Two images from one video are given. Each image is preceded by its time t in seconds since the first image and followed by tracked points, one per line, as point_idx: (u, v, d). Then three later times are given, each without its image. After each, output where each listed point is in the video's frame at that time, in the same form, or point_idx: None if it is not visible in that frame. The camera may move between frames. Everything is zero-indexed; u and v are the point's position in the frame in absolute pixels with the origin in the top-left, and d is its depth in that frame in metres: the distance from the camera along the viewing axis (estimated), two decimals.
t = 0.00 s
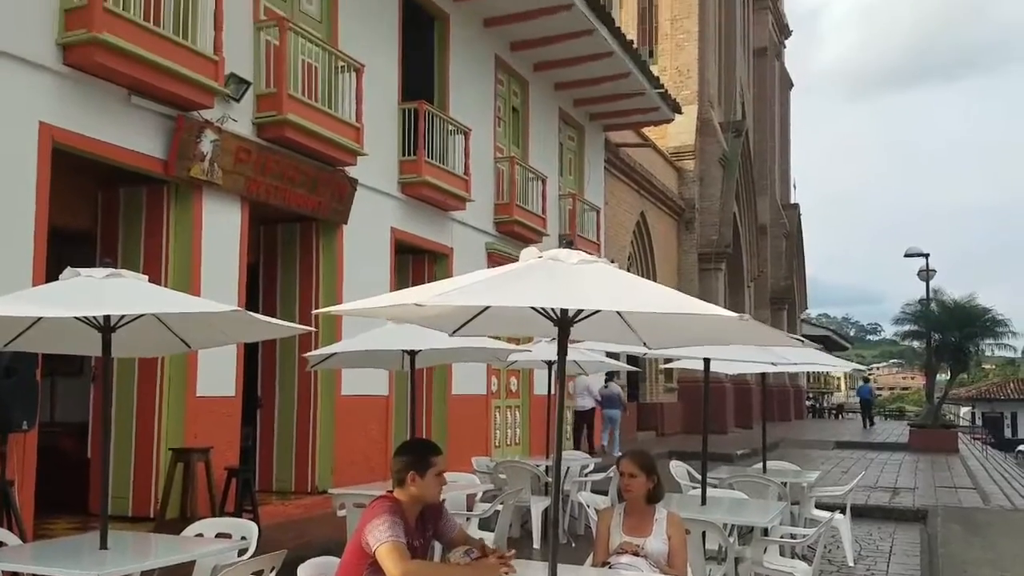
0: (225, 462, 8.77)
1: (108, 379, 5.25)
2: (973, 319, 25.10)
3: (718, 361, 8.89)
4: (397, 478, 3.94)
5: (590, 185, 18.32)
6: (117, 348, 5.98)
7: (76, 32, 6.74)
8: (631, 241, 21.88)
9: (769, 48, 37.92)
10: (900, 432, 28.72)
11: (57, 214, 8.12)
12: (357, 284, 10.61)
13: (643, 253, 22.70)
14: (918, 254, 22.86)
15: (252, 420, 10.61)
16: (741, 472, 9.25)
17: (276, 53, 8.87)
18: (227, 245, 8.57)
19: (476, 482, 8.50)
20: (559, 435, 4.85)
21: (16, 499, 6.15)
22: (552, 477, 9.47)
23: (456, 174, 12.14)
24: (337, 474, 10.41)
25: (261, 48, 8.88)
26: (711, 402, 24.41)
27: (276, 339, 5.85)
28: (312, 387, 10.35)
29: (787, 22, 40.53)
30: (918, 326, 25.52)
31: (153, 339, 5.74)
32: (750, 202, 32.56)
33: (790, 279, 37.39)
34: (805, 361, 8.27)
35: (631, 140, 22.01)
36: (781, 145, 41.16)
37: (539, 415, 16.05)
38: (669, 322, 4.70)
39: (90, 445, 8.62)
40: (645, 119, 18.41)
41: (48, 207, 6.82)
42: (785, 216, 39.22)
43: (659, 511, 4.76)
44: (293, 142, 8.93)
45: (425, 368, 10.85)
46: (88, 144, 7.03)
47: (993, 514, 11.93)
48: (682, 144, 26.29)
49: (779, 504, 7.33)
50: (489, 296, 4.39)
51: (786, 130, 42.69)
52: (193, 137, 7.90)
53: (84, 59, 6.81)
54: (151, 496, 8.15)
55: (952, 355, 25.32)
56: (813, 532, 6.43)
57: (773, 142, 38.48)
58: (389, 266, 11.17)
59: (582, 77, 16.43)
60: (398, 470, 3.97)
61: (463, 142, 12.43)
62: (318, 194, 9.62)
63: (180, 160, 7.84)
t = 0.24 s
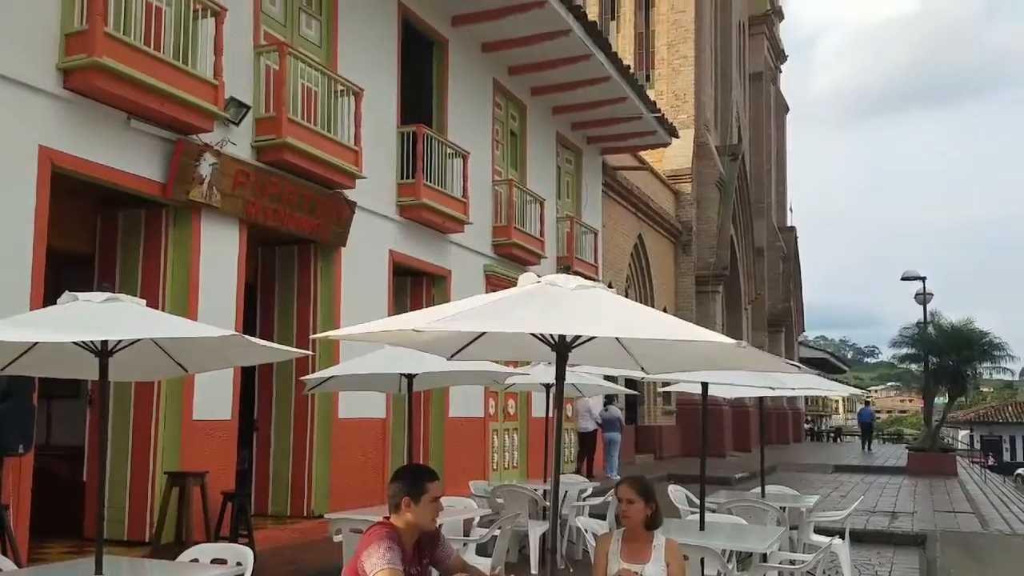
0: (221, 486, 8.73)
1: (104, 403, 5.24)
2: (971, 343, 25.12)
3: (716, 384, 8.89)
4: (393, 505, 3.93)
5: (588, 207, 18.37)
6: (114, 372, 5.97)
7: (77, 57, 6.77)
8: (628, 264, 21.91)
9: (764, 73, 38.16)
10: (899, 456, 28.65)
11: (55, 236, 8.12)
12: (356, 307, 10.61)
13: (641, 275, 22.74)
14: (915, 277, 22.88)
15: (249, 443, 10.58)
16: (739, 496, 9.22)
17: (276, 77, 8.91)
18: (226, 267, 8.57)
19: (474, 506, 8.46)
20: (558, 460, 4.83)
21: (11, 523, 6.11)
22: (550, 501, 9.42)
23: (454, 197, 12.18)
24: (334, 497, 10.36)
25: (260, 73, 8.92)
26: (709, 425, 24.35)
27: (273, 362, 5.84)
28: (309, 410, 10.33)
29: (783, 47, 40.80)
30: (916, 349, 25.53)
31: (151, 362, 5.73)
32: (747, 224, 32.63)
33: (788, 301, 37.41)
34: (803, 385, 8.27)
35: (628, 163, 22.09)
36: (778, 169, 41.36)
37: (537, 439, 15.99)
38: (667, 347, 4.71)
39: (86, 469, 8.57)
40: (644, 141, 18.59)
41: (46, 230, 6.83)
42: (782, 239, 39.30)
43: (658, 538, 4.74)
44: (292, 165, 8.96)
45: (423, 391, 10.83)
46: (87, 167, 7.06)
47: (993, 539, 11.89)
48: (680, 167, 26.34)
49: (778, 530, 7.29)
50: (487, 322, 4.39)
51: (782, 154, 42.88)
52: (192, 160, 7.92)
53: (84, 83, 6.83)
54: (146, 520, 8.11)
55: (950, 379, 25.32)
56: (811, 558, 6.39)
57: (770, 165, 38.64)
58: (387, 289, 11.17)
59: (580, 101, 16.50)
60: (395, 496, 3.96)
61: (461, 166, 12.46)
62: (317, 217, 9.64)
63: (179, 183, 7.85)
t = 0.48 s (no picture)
0: (220, 506, 8.69)
1: (103, 423, 5.23)
2: (971, 362, 25.11)
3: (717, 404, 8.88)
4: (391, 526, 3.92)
5: (587, 226, 18.40)
6: (112, 391, 5.96)
7: (78, 78, 6.80)
8: (628, 282, 21.92)
9: (762, 93, 38.34)
10: (900, 475, 28.57)
11: (55, 255, 8.13)
12: (355, 326, 10.61)
13: (640, 294, 22.74)
14: (915, 296, 22.90)
15: (248, 462, 10.55)
16: (740, 516, 9.18)
17: (277, 97, 8.95)
18: (226, 287, 8.57)
19: (474, 526, 8.43)
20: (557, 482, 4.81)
21: (8, 543, 6.08)
22: (550, 521, 9.39)
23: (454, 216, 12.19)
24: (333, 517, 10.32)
25: (261, 92, 8.96)
26: (710, 444, 24.28)
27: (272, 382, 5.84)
28: (308, 430, 10.30)
29: (781, 67, 41.00)
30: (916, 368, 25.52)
31: (151, 382, 5.73)
32: (746, 242, 32.66)
33: (787, 319, 37.41)
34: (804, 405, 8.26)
35: (627, 182, 22.14)
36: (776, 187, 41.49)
37: (537, 458, 15.95)
38: (667, 368, 4.71)
39: (84, 488, 8.54)
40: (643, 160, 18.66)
41: (46, 250, 6.84)
42: (781, 258, 39.34)
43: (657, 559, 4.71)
44: (293, 185, 8.99)
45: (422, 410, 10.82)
46: (87, 187, 7.07)
47: (994, 560, 11.84)
48: (678, 186, 26.56)
49: (779, 550, 7.26)
50: (487, 342, 4.39)
51: (781, 173, 42.99)
52: (192, 180, 7.94)
53: (85, 104, 6.85)
54: (145, 540, 8.08)
55: (950, 397, 25.30)
56: None
57: (769, 184, 38.74)
58: (386, 307, 11.16)
59: (579, 120, 16.56)
60: (393, 517, 3.95)
61: (461, 185, 12.48)
62: (317, 236, 9.65)
63: (179, 203, 7.87)
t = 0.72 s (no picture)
0: (216, 532, 8.65)
1: (100, 450, 5.23)
2: (970, 386, 25.10)
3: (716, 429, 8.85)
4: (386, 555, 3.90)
5: (585, 250, 18.44)
6: (110, 416, 5.95)
7: (78, 104, 6.83)
8: (626, 305, 21.93)
9: (759, 118, 38.57)
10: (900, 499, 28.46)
11: (54, 280, 8.13)
12: (353, 350, 10.60)
13: (638, 317, 22.74)
14: (913, 319, 22.91)
15: (245, 487, 10.50)
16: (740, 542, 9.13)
17: (276, 123, 8.99)
18: (225, 312, 8.57)
19: (472, 553, 8.38)
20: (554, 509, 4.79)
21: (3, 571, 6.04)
22: (548, 547, 9.33)
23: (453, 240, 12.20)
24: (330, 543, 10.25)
25: (261, 119, 9.00)
26: (709, 468, 24.19)
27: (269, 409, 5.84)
28: (305, 456, 10.25)
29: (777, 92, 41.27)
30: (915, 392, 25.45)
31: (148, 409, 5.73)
32: (744, 266, 32.71)
33: (786, 343, 37.40)
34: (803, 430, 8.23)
35: (624, 206, 22.21)
36: (773, 211, 41.63)
37: (536, 482, 15.88)
38: (665, 395, 4.71)
39: (80, 514, 8.48)
40: (641, 184, 18.74)
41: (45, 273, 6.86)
42: (779, 281, 39.38)
43: None
44: (292, 210, 9.01)
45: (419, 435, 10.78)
46: (86, 213, 7.09)
47: None
48: (676, 210, 26.59)
49: None
50: (485, 370, 4.39)
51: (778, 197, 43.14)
52: (192, 206, 7.96)
53: (86, 130, 6.88)
54: (140, 566, 8.02)
55: (949, 422, 25.26)
56: None
57: (766, 208, 38.88)
58: (384, 332, 11.16)
59: (577, 145, 16.63)
60: (389, 546, 3.93)
61: (459, 209, 12.51)
62: (316, 260, 9.67)
63: (178, 229, 7.89)
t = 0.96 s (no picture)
0: (212, 549, 8.60)
1: (95, 468, 5.22)
2: (967, 402, 25.10)
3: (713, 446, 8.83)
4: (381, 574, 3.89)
5: (582, 265, 18.47)
6: (106, 433, 5.94)
7: (77, 121, 6.84)
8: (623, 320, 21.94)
9: (754, 134, 38.73)
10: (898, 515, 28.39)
11: (51, 297, 8.12)
12: (350, 367, 10.59)
13: (635, 332, 22.74)
14: (910, 335, 22.93)
15: (241, 504, 10.47)
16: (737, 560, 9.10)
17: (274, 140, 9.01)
18: (221, 328, 8.56)
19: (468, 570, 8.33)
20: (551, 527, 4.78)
21: None
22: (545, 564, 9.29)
23: (450, 255, 12.20)
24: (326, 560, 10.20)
25: (259, 135, 9.02)
26: (707, 484, 24.14)
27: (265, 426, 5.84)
28: (301, 473, 10.22)
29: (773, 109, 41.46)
30: (912, 407, 25.45)
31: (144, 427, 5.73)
32: (741, 281, 32.75)
33: (783, 358, 37.40)
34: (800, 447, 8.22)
35: (622, 222, 22.26)
36: (770, 227, 41.76)
37: (533, 499, 15.83)
38: (662, 413, 4.71)
39: (76, 532, 8.44)
40: (637, 200, 18.79)
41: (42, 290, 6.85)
42: (776, 296, 39.42)
43: None
44: (290, 226, 9.02)
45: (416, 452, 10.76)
46: (83, 229, 7.09)
47: None
48: (672, 226, 26.67)
49: None
50: (481, 388, 4.39)
51: (774, 213, 43.25)
52: (189, 222, 7.96)
53: (84, 147, 6.89)
54: None
55: (946, 437, 25.27)
56: None
57: (762, 224, 38.98)
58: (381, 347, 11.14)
59: (574, 161, 16.68)
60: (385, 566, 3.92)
61: (456, 225, 12.51)
62: (313, 276, 9.67)
63: (176, 245, 7.89)
